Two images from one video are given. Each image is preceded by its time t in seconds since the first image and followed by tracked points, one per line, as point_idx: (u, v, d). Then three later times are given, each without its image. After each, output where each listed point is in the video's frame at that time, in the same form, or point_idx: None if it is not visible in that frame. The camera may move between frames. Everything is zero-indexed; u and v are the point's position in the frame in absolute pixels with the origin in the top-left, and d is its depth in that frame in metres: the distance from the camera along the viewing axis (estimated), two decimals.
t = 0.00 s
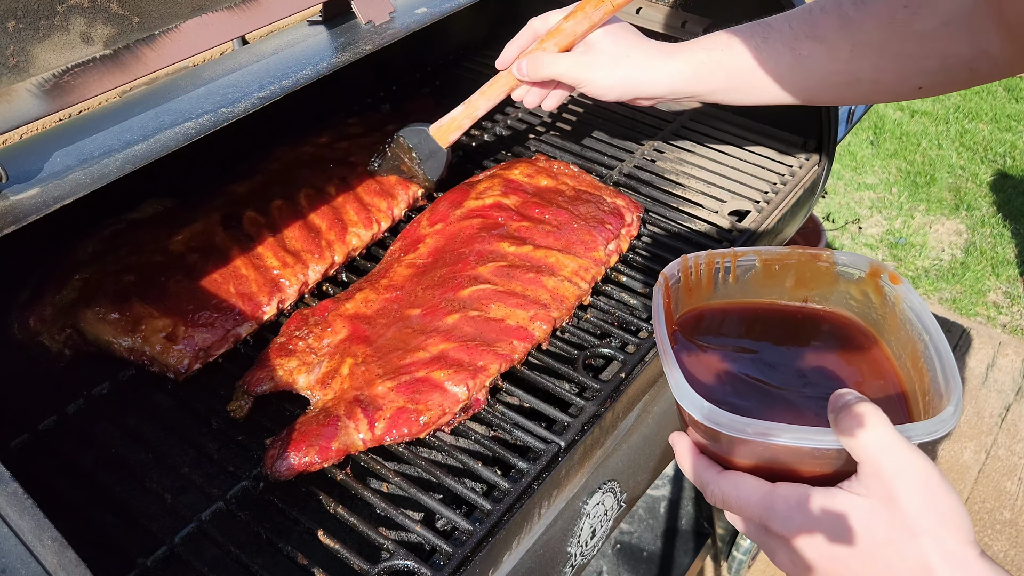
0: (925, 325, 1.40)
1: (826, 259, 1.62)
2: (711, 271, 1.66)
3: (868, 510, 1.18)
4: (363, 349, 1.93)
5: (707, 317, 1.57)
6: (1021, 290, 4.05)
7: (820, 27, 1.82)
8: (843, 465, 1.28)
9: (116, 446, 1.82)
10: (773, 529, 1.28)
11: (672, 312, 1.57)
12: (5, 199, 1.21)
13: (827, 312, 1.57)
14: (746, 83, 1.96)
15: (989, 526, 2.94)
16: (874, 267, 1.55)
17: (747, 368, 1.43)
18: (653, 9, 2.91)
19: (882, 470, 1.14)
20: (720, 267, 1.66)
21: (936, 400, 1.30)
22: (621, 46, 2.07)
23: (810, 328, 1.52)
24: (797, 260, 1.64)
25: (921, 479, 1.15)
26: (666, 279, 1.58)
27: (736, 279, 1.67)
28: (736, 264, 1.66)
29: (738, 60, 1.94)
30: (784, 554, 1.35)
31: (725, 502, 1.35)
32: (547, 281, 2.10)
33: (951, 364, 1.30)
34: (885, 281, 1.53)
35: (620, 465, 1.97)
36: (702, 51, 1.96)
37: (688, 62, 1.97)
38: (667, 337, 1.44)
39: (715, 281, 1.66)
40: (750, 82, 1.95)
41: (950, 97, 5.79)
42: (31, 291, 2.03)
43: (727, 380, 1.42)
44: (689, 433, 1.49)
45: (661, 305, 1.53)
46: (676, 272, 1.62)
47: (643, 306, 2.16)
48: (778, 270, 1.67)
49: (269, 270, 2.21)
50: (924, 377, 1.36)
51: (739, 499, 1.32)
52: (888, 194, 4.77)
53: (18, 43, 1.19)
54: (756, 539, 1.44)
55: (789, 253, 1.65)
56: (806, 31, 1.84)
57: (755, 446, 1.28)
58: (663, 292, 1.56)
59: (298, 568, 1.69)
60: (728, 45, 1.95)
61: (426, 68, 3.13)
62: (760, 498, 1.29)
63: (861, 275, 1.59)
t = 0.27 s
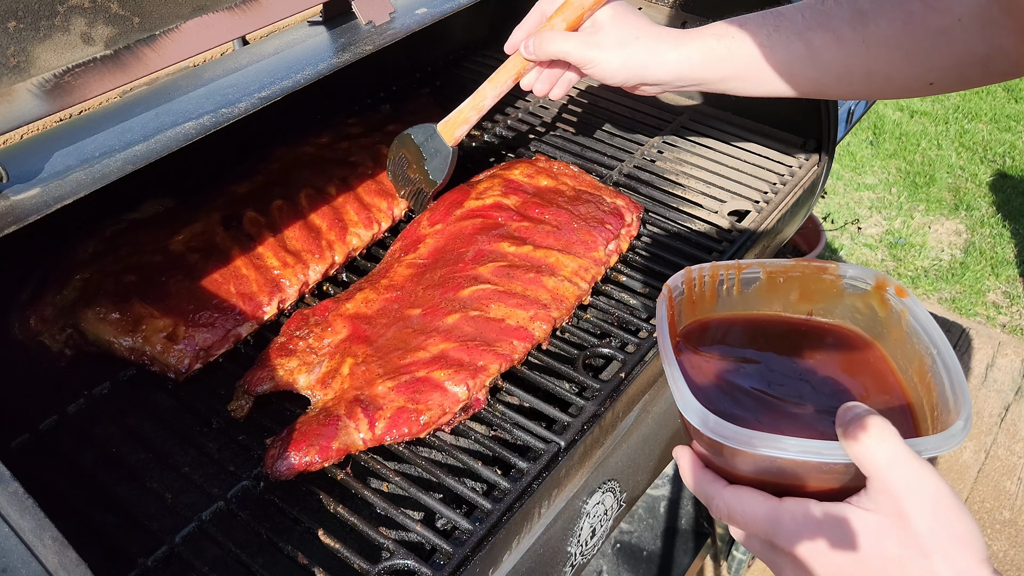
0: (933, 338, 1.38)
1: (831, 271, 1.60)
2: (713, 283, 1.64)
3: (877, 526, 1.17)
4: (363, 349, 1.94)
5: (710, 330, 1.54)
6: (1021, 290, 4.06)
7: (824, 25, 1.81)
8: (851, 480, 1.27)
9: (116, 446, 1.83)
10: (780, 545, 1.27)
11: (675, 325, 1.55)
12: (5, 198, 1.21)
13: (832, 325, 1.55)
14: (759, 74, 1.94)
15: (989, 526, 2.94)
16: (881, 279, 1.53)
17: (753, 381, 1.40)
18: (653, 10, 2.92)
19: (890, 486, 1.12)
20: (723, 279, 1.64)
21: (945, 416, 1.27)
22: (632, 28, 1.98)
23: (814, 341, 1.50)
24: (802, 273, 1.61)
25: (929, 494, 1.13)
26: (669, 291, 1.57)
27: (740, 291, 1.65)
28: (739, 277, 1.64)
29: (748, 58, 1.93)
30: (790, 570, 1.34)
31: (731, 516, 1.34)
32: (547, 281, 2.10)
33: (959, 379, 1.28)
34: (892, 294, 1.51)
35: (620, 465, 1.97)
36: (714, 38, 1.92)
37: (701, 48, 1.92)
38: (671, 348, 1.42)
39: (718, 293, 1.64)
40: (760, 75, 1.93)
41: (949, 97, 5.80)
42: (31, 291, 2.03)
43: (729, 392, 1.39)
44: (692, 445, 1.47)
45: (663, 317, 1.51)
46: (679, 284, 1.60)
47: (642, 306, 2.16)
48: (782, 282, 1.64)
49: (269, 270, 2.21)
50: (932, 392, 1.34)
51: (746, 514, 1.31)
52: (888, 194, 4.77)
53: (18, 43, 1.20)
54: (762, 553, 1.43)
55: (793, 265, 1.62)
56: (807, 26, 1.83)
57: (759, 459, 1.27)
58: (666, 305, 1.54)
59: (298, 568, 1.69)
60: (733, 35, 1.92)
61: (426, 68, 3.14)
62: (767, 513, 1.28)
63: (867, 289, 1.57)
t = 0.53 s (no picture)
0: (941, 352, 1.36)
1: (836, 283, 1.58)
2: (717, 293, 1.61)
3: (887, 549, 1.14)
4: (363, 349, 1.94)
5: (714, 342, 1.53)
6: (1020, 290, 4.06)
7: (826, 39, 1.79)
8: (859, 501, 1.25)
9: (116, 446, 1.83)
10: (787, 567, 1.27)
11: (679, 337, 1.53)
12: (5, 199, 1.22)
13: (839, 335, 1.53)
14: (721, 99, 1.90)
15: (989, 525, 2.95)
16: (887, 291, 1.51)
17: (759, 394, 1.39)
18: (653, 10, 2.93)
19: (901, 508, 1.08)
20: (727, 290, 1.61)
21: (954, 434, 1.25)
22: (596, 50, 1.95)
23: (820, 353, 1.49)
24: (807, 283, 1.60)
25: (943, 519, 1.08)
26: (673, 302, 1.54)
27: (744, 302, 1.62)
28: (744, 288, 1.62)
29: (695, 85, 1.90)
30: None
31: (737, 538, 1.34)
32: (547, 281, 2.10)
33: (967, 394, 1.26)
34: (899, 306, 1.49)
35: (619, 464, 1.98)
36: (680, 64, 1.90)
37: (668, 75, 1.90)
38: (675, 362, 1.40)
39: (723, 304, 1.61)
40: (724, 99, 1.90)
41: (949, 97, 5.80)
42: (32, 291, 2.03)
43: (735, 406, 1.37)
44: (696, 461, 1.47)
45: (667, 330, 1.48)
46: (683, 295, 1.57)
47: (642, 305, 2.17)
48: (787, 293, 1.62)
49: (269, 270, 2.21)
50: (941, 408, 1.31)
51: (753, 535, 1.31)
52: (887, 194, 4.78)
53: (19, 43, 1.21)
54: None
55: (798, 276, 1.60)
56: (801, 33, 1.79)
57: (762, 480, 1.26)
58: (670, 317, 1.52)
59: (298, 567, 1.69)
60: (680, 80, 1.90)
61: (426, 68, 3.14)
62: (774, 534, 1.28)
63: (873, 300, 1.55)
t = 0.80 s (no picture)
0: (942, 395, 1.33)
1: (835, 318, 1.54)
2: (714, 330, 1.57)
3: None
4: (363, 349, 1.94)
5: (712, 384, 1.52)
6: (1020, 290, 4.06)
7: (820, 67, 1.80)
8: (860, 546, 1.23)
9: (116, 445, 1.83)
10: None
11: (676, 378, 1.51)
12: (5, 198, 1.22)
13: (840, 375, 1.53)
14: (608, 174, 1.91)
15: (989, 525, 2.95)
16: (887, 328, 1.48)
17: (760, 438, 1.40)
18: (653, 10, 2.94)
19: (905, 561, 1.04)
20: (724, 326, 1.57)
21: (957, 480, 1.22)
22: (487, 135, 1.96)
23: (819, 395, 1.49)
24: (805, 320, 1.56)
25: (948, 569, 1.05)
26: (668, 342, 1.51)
27: (742, 338, 1.58)
28: (742, 323, 1.57)
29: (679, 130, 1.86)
30: None
31: None
32: (547, 281, 2.10)
33: (970, 439, 1.23)
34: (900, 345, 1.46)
35: (619, 464, 1.98)
36: (572, 146, 1.92)
37: (558, 158, 1.91)
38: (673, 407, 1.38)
39: (719, 341, 1.58)
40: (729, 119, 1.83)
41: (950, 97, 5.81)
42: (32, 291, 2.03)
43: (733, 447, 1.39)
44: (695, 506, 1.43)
45: (662, 372, 1.46)
46: (678, 334, 1.55)
47: (642, 306, 2.17)
48: (784, 329, 1.58)
49: (269, 270, 2.21)
50: (943, 452, 1.29)
51: None
52: (888, 194, 4.78)
53: (18, 43, 1.21)
54: None
55: (796, 312, 1.56)
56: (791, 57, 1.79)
57: (761, 527, 1.24)
58: (666, 359, 1.49)
59: (298, 567, 1.69)
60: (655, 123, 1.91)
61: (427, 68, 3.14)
62: None
63: (872, 336, 1.52)
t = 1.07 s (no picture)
0: (939, 417, 1.30)
1: (826, 335, 1.51)
2: (701, 347, 1.53)
3: None
4: (363, 349, 1.95)
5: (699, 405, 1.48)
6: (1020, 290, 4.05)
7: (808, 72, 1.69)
8: None
9: (116, 446, 1.83)
10: None
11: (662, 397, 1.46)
12: (5, 198, 1.22)
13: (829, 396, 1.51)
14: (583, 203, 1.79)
15: (989, 525, 2.95)
16: (880, 347, 1.45)
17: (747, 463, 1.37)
18: (653, 10, 2.94)
19: None
20: (712, 344, 1.53)
21: (956, 507, 1.18)
22: (439, 164, 1.80)
23: (809, 417, 1.46)
24: (796, 338, 1.52)
25: None
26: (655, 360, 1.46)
27: (730, 356, 1.54)
28: (729, 340, 1.53)
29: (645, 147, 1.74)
30: None
31: None
32: (547, 281, 2.10)
33: (970, 462, 1.19)
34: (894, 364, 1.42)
35: (619, 464, 1.99)
36: (530, 170, 1.77)
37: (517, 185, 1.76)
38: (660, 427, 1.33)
39: (707, 359, 1.54)
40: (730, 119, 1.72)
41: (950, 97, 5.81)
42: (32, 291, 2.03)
43: (720, 471, 1.35)
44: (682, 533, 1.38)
45: (648, 390, 1.42)
46: (665, 352, 1.49)
47: (642, 306, 2.17)
48: (773, 347, 1.54)
49: (268, 270, 2.21)
50: (941, 476, 1.25)
51: None
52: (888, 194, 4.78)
53: (18, 43, 1.21)
54: None
55: (786, 329, 1.51)
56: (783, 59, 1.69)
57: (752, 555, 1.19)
58: (651, 377, 1.44)
59: (299, 567, 1.69)
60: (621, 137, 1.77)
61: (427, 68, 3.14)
62: None
63: (865, 355, 1.49)
